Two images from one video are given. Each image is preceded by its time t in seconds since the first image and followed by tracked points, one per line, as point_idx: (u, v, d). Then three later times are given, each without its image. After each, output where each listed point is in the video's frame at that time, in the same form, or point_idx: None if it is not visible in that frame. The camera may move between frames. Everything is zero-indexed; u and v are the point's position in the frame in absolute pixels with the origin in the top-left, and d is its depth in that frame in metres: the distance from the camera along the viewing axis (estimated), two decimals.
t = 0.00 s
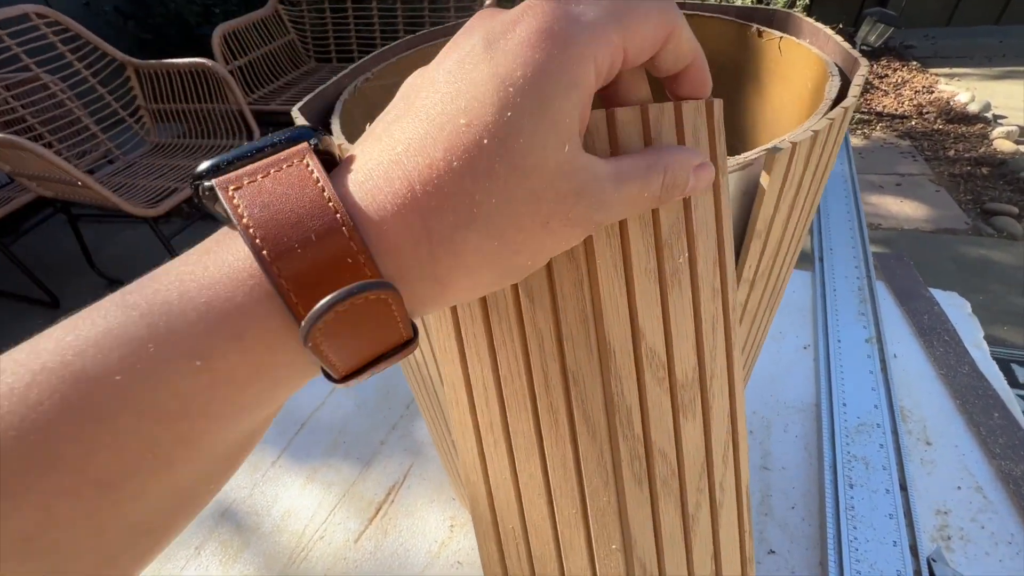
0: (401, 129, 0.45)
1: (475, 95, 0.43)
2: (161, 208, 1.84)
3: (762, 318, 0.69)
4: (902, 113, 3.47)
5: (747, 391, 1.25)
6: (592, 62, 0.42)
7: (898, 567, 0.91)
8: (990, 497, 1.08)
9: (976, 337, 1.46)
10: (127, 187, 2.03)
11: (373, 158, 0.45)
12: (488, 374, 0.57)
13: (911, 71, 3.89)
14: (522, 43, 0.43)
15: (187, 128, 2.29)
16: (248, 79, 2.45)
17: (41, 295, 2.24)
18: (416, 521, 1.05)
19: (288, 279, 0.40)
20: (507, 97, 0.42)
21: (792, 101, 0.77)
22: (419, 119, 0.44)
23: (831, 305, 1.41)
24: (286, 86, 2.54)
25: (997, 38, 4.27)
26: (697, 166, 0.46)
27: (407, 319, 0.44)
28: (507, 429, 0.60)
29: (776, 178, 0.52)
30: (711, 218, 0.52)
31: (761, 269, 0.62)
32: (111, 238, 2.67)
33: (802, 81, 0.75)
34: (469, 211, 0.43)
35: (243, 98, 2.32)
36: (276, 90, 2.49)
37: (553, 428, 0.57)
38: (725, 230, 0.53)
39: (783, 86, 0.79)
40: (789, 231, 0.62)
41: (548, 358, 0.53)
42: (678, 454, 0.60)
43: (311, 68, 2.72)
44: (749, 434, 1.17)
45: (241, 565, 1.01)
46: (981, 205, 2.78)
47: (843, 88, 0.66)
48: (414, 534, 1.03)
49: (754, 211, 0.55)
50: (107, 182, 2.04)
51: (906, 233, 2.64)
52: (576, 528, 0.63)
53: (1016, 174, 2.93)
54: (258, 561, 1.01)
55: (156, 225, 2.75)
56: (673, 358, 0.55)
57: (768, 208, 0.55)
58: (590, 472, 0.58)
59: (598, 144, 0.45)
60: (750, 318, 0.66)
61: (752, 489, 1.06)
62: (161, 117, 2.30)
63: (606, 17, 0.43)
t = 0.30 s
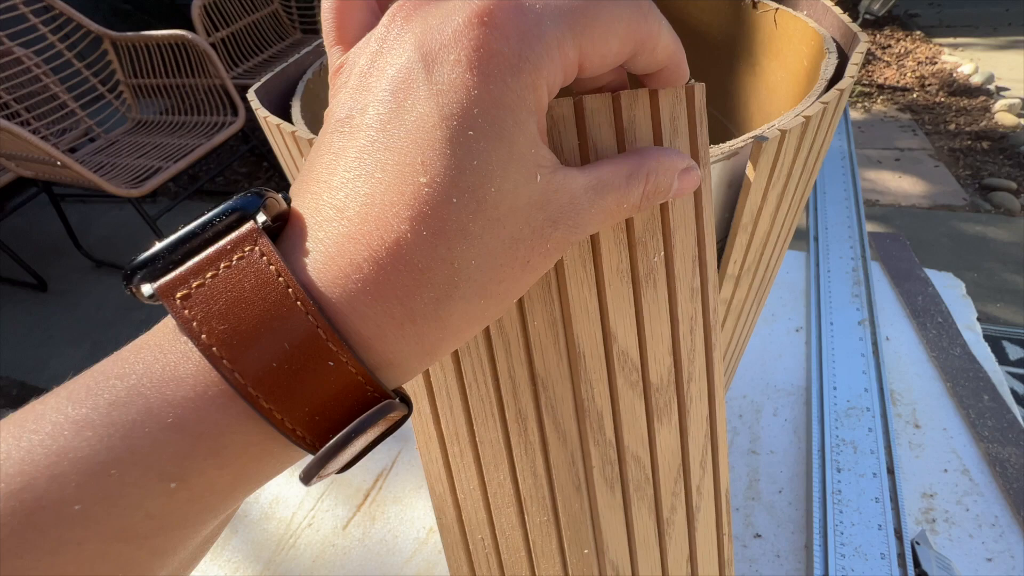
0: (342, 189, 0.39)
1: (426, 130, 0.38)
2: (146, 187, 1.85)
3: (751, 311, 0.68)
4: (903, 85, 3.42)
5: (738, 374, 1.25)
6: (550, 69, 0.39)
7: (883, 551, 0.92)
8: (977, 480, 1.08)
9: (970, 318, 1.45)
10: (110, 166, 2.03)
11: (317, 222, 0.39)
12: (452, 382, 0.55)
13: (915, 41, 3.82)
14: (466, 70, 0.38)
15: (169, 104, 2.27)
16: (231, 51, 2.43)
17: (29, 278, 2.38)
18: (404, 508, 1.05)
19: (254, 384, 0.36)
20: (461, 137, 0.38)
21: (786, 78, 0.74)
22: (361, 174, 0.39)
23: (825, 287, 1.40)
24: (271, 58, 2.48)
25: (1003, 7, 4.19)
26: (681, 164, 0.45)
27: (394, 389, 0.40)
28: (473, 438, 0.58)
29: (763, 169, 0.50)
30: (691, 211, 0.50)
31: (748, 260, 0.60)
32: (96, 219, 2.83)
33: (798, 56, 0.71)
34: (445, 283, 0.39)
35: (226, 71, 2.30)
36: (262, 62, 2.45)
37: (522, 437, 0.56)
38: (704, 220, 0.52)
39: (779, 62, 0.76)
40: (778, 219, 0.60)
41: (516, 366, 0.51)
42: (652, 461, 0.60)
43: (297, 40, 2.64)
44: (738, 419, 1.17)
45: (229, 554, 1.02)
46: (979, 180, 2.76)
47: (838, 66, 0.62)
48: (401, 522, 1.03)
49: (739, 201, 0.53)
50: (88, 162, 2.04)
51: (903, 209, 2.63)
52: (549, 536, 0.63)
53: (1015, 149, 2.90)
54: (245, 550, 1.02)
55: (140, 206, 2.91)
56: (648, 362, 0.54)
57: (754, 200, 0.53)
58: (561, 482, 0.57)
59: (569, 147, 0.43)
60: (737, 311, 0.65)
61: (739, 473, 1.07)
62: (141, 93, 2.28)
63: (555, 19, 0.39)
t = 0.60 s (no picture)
0: (360, 295, 0.39)
1: (431, 236, 0.36)
2: (129, 161, 1.87)
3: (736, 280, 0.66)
4: (903, 54, 3.40)
5: (728, 346, 1.27)
6: (541, 137, 0.34)
7: (864, 515, 0.95)
8: (959, 447, 1.12)
9: (958, 290, 1.47)
10: (91, 139, 2.04)
11: (347, 328, 0.40)
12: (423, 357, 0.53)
13: (918, 8, 3.78)
14: (456, 167, 0.35)
15: (150, 75, 2.26)
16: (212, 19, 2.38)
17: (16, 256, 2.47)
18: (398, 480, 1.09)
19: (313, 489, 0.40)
20: (468, 236, 0.35)
21: (779, 40, 0.70)
22: (377, 279, 0.38)
23: (817, 260, 1.41)
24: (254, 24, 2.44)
25: None
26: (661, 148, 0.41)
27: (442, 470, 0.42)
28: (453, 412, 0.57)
29: (753, 133, 0.45)
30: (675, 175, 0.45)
31: (736, 232, 0.55)
32: (83, 193, 2.88)
33: (793, 15, 0.66)
34: (484, 373, 0.39)
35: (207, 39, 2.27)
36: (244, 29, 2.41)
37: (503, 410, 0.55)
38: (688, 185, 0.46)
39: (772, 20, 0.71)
40: (769, 186, 0.55)
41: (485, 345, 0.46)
42: (636, 431, 0.59)
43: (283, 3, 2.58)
44: (726, 389, 1.19)
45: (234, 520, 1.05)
46: (975, 151, 2.76)
47: (833, 25, 0.58)
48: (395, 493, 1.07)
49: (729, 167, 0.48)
50: (70, 136, 2.05)
51: (899, 182, 2.63)
52: (531, 505, 0.64)
53: (1013, 120, 2.90)
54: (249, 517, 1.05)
55: (127, 179, 2.95)
56: (630, 333, 0.51)
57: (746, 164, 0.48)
58: (542, 448, 0.57)
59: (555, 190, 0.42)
60: (721, 284, 0.61)
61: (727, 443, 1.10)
62: (121, 63, 2.27)
63: (531, 83, 0.33)
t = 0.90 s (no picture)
0: (360, 346, 0.43)
1: (414, 312, 0.39)
2: (115, 152, 1.87)
3: (722, 261, 0.68)
4: (895, 33, 3.40)
5: (717, 325, 1.30)
6: (504, 219, 0.36)
7: (848, 486, 0.99)
8: (940, 420, 1.15)
9: (943, 267, 1.49)
10: (74, 129, 2.04)
11: (356, 369, 0.43)
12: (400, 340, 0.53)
13: None
14: (430, 258, 0.37)
15: (133, 62, 2.26)
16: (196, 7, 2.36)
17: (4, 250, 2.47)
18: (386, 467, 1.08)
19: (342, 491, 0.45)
20: (443, 312, 0.38)
21: (759, 20, 0.68)
22: (372, 336, 0.42)
23: (806, 239, 1.44)
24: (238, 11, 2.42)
25: None
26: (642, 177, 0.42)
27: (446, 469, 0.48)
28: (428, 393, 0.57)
29: (726, 113, 0.46)
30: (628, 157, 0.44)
31: (716, 213, 0.57)
32: (70, 185, 2.87)
33: None
34: (481, 400, 0.43)
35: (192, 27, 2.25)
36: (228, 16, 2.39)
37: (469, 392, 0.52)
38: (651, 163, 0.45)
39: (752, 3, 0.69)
40: (747, 165, 0.56)
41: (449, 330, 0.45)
42: (601, 411, 0.56)
43: None
44: (715, 368, 1.22)
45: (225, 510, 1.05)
46: (964, 130, 2.78)
47: (810, 5, 0.57)
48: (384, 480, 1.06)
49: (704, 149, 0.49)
50: (52, 126, 2.05)
51: (888, 162, 2.65)
52: (503, 483, 0.62)
53: (1003, 98, 2.91)
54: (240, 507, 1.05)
55: (114, 170, 2.94)
56: (591, 318, 0.48)
57: (718, 148, 0.49)
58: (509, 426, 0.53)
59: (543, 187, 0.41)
60: (704, 264, 0.62)
61: (716, 421, 1.13)
62: (102, 50, 2.26)
63: (491, 178, 0.34)
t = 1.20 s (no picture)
0: (380, 392, 0.45)
1: (437, 370, 0.41)
2: (109, 152, 1.85)
3: (736, 277, 0.67)
4: (893, 26, 3.39)
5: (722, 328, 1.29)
6: (525, 285, 0.37)
7: (854, 491, 0.99)
8: (944, 422, 1.15)
9: (946, 268, 1.49)
10: (67, 130, 2.02)
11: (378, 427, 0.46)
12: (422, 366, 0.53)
13: None
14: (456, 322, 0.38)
15: (125, 60, 2.23)
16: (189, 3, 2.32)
17: None
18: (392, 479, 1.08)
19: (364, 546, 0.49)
20: (467, 371, 0.40)
21: (773, 32, 0.67)
22: (395, 389, 0.44)
23: (809, 240, 1.43)
24: (232, 8, 2.40)
25: None
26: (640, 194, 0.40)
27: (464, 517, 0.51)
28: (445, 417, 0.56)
29: (751, 140, 0.46)
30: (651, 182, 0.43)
31: (734, 233, 0.57)
32: (64, 185, 2.85)
33: (789, 11, 0.64)
34: (499, 452, 0.46)
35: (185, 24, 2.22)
36: (222, 13, 2.36)
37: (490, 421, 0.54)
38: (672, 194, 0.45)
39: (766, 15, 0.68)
40: (768, 184, 0.55)
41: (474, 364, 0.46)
42: (622, 439, 0.57)
43: None
44: (721, 371, 1.21)
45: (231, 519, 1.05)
46: (963, 124, 2.78)
47: (830, 23, 0.56)
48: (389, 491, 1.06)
49: (726, 175, 0.49)
50: (45, 126, 2.02)
51: (887, 157, 2.65)
52: (522, 506, 0.63)
53: (1001, 92, 2.91)
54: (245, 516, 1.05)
55: (109, 170, 2.92)
56: (614, 347, 0.49)
57: (741, 173, 0.49)
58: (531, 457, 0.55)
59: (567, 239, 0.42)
60: (719, 282, 0.62)
61: (721, 425, 1.12)
62: (94, 48, 2.23)
63: (519, 249, 0.35)
